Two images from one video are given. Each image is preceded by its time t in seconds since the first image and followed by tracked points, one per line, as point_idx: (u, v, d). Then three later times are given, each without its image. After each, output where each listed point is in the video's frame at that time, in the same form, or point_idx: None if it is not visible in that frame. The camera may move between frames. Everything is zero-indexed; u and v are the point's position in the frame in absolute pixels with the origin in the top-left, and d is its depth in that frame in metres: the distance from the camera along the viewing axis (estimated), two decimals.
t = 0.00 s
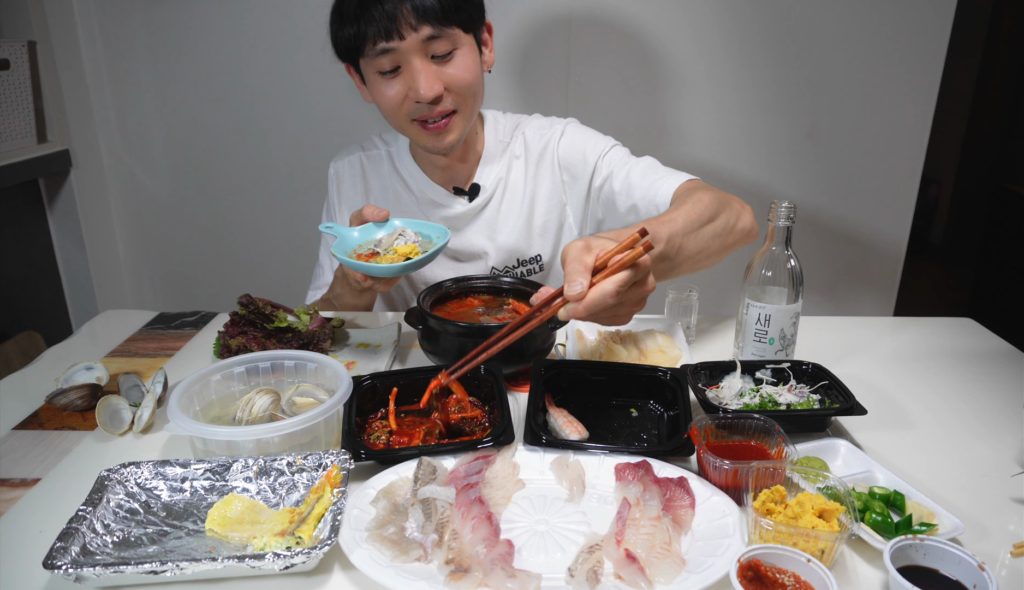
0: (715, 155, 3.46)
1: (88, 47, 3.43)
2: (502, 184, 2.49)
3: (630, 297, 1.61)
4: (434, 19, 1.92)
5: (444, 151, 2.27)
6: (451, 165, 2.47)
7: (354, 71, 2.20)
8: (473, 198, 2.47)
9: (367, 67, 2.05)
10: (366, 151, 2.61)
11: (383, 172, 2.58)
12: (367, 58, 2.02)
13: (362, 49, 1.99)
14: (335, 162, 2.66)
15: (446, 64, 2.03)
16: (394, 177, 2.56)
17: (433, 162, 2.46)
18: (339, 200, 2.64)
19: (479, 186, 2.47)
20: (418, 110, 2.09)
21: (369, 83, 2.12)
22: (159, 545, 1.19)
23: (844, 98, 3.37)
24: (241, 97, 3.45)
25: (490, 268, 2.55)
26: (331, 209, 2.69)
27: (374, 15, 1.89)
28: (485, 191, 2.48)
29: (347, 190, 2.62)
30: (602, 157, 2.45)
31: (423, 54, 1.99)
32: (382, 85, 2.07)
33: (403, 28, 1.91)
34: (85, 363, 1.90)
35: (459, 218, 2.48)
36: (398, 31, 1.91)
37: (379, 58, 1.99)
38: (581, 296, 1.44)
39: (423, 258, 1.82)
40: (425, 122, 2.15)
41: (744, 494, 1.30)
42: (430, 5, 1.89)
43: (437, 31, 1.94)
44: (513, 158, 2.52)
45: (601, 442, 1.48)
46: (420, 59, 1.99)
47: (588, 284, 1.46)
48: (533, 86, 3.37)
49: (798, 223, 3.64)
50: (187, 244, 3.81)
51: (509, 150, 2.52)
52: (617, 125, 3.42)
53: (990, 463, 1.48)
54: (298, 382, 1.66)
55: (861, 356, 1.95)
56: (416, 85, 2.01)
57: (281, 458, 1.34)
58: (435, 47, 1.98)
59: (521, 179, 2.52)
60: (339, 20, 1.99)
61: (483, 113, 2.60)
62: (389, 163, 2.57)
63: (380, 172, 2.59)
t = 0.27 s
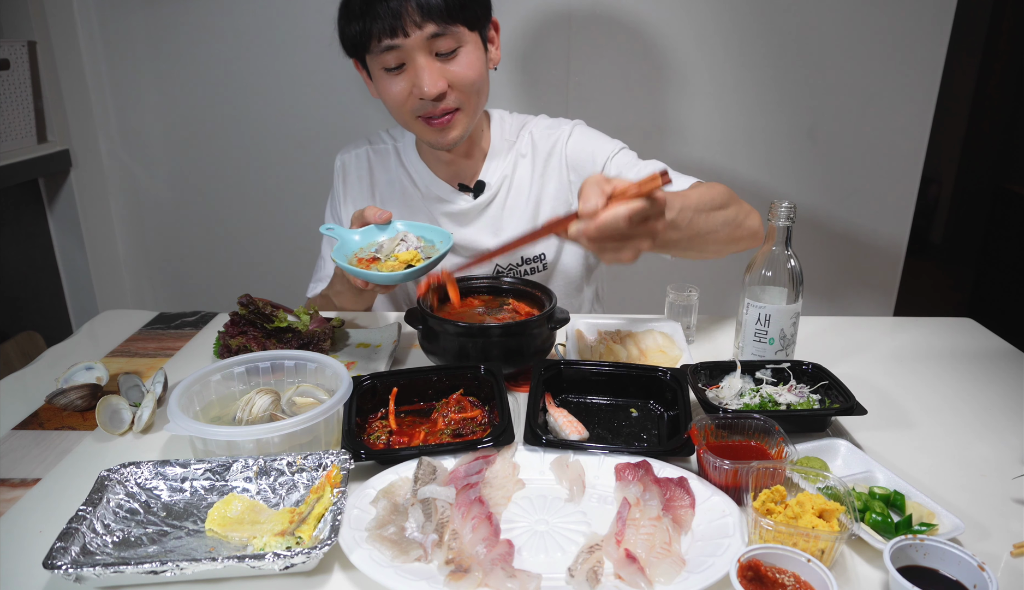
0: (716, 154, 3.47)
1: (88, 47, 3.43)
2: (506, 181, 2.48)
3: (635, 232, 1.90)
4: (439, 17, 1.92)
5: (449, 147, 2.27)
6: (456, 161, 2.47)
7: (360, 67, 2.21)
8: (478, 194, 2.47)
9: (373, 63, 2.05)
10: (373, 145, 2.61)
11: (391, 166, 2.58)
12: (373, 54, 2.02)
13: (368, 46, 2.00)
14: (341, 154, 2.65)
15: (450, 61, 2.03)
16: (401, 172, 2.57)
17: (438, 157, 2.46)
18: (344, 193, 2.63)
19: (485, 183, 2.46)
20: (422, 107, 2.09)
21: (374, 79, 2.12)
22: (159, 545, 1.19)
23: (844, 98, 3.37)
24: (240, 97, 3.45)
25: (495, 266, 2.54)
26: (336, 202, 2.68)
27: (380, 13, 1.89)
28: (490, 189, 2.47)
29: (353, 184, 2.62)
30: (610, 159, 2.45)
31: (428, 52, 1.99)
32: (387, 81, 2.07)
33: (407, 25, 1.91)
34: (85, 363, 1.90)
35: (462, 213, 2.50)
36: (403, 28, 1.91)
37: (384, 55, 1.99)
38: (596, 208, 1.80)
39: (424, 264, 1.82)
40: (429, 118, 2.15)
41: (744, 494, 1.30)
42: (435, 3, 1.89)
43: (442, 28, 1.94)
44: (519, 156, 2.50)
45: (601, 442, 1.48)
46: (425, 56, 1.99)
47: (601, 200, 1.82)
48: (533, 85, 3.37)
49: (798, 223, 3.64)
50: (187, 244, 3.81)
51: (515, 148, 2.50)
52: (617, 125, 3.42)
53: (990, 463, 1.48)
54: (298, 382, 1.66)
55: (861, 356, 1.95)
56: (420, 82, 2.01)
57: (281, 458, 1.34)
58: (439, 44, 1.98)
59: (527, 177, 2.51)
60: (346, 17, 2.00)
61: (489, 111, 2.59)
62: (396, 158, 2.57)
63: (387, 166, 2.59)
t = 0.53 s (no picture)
0: (716, 154, 3.47)
1: (88, 46, 3.43)
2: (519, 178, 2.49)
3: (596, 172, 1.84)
4: (453, 14, 1.92)
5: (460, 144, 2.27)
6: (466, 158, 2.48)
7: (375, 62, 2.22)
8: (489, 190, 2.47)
9: (387, 58, 2.06)
10: (383, 141, 2.61)
11: (400, 162, 2.57)
12: (387, 50, 2.03)
13: (382, 42, 2.01)
14: (351, 150, 2.65)
15: (463, 59, 2.03)
16: (410, 167, 2.56)
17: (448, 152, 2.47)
18: (353, 187, 2.62)
19: (495, 179, 2.47)
20: (435, 104, 2.09)
21: (388, 74, 2.13)
22: (159, 545, 1.19)
23: (843, 98, 3.37)
24: (240, 96, 3.45)
25: (506, 262, 2.55)
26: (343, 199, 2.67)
27: (395, 8, 1.90)
28: (501, 185, 2.47)
29: (361, 179, 2.61)
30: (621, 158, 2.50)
31: (441, 49, 1.99)
32: (400, 77, 2.07)
33: (421, 21, 1.92)
34: (85, 363, 1.90)
35: (473, 209, 2.49)
36: (418, 25, 1.92)
37: (398, 51, 2.00)
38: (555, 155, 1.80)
39: (450, 253, 1.81)
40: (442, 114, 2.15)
41: (744, 494, 1.30)
42: None
43: (456, 26, 1.95)
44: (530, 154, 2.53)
45: (601, 442, 1.48)
46: (438, 53, 1.99)
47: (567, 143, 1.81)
48: (533, 85, 3.37)
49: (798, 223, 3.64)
50: (187, 244, 3.81)
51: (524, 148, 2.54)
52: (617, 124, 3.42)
53: (990, 463, 1.48)
54: (298, 382, 1.66)
55: (861, 356, 1.95)
56: (433, 78, 2.01)
57: (281, 458, 1.34)
58: (453, 41, 1.98)
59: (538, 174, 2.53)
60: (361, 13, 2.01)
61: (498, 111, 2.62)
62: (406, 154, 2.56)
63: (396, 163, 2.58)
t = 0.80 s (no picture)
0: (716, 154, 3.47)
1: (88, 47, 3.43)
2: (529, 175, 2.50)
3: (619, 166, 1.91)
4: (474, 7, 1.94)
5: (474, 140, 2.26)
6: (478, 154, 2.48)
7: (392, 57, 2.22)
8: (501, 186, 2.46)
9: (405, 52, 2.06)
10: (392, 140, 2.61)
11: (410, 160, 2.57)
12: (407, 43, 2.04)
13: (402, 35, 2.01)
14: (360, 149, 2.65)
15: (482, 53, 2.04)
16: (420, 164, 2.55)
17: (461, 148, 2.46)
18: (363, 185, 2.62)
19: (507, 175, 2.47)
20: (452, 98, 2.09)
21: (405, 69, 2.13)
22: (159, 545, 1.19)
23: (843, 98, 3.37)
24: (240, 96, 3.45)
25: (518, 257, 2.54)
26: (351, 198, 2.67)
27: (417, 2, 1.91)
28: (513, 182, 2.48)
29: (371, 178, 2.61)
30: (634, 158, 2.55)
31: (460, 43, 2.00)
32: (418, 71, 2.07)
33: (441, 15, 1.93)
34: (85, 363, 1.90)
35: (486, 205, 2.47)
36: (438, 18, 1.93)
37: (417, 44, 2.00)
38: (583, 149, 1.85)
39: (471, 222, 1.82)
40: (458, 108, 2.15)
41: (744, 494, 1.30)
42: None
43: (475, 19, 1.96)
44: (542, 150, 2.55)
45: (601, 442, 1.48)
46: (457, 46, 2.00)
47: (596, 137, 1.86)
48: (533, 85, 3.37)
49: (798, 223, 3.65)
50: (187, 244, 3.81)
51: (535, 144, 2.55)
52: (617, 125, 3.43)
53: (989, 463, 1.48)
54: (298, 382, 1.66)
55: (861, 356, 1.95)
56: (452, 71, 2.01)
57: (280, 458, 1.34)
58: (472, 36, 1.99)
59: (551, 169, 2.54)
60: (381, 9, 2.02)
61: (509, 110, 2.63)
62: (415, 152, 2.56)
63: (405, 161, 2.58)
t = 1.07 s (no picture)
0: (716, 154, 3.47)
1: (88, 47, 3.43)
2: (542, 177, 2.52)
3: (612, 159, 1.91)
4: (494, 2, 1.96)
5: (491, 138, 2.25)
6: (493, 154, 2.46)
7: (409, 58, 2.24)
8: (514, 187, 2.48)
9: (425, 49, 2.07)
10: (403, 139, 2.60)
11: (422, 158, 2.56)
12: (426, 40, 2.05)
13: (421, 31, 2.03)
14: (369, 147, 2.64)
15: (501, 49, 2.05)
16: (433, 163, 2.55)
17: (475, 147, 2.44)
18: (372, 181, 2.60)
19: (520, 177, 2.49)
20: (471, 94, 2.09)
21: (424, 68, 2.14)
22: (159, 545, 1.19)
23: (843, 98, 3.37)
24: (240, 97, 3.45)
25: (526, 259, 2.56)
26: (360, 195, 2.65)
27: None
28: (526, 182, 2.50)
29: (381, 175, 2.59)
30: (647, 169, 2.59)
31: (479, 37, 2.01)
32: (436, 68, 2.08)
33: (462, 9, 1.95)
34: (85, 363, 1.90)
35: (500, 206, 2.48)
36: (458, 12, 1.95)
37: (436, 39, 2.02)
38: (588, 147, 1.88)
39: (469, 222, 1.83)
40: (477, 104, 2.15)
41: (744, 494, 1.30)
42: None
43: (495, 14, 1.98)
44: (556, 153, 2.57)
45: (601, 442, 1.48)
46: (476, 41, 2.01)
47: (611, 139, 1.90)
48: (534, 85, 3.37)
49: (798, 223, 3.65)
50: (187, 244, 3.81)
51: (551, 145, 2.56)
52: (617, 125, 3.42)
53: (989, 463, 1.48)
54: (298, 382, 1.66)
55: (862, 356, 1.95)
56: (472, 65, 2.02)
57: (280, 458, 1.34)
58: (492, 31, 2.01)
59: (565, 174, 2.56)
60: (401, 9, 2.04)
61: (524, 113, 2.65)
62: (427, 151, 2.56)
63: (417, 157, 2.57)
